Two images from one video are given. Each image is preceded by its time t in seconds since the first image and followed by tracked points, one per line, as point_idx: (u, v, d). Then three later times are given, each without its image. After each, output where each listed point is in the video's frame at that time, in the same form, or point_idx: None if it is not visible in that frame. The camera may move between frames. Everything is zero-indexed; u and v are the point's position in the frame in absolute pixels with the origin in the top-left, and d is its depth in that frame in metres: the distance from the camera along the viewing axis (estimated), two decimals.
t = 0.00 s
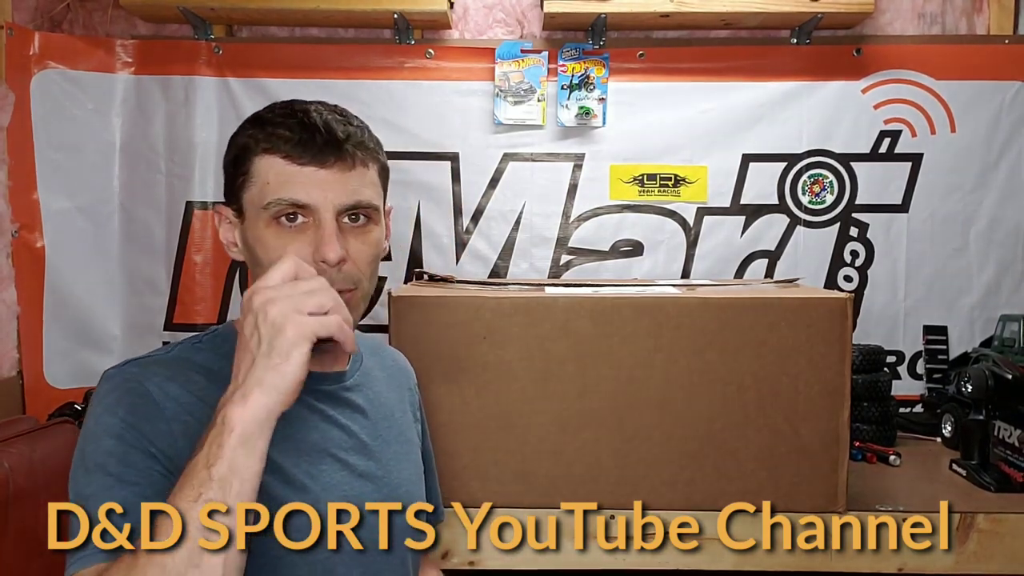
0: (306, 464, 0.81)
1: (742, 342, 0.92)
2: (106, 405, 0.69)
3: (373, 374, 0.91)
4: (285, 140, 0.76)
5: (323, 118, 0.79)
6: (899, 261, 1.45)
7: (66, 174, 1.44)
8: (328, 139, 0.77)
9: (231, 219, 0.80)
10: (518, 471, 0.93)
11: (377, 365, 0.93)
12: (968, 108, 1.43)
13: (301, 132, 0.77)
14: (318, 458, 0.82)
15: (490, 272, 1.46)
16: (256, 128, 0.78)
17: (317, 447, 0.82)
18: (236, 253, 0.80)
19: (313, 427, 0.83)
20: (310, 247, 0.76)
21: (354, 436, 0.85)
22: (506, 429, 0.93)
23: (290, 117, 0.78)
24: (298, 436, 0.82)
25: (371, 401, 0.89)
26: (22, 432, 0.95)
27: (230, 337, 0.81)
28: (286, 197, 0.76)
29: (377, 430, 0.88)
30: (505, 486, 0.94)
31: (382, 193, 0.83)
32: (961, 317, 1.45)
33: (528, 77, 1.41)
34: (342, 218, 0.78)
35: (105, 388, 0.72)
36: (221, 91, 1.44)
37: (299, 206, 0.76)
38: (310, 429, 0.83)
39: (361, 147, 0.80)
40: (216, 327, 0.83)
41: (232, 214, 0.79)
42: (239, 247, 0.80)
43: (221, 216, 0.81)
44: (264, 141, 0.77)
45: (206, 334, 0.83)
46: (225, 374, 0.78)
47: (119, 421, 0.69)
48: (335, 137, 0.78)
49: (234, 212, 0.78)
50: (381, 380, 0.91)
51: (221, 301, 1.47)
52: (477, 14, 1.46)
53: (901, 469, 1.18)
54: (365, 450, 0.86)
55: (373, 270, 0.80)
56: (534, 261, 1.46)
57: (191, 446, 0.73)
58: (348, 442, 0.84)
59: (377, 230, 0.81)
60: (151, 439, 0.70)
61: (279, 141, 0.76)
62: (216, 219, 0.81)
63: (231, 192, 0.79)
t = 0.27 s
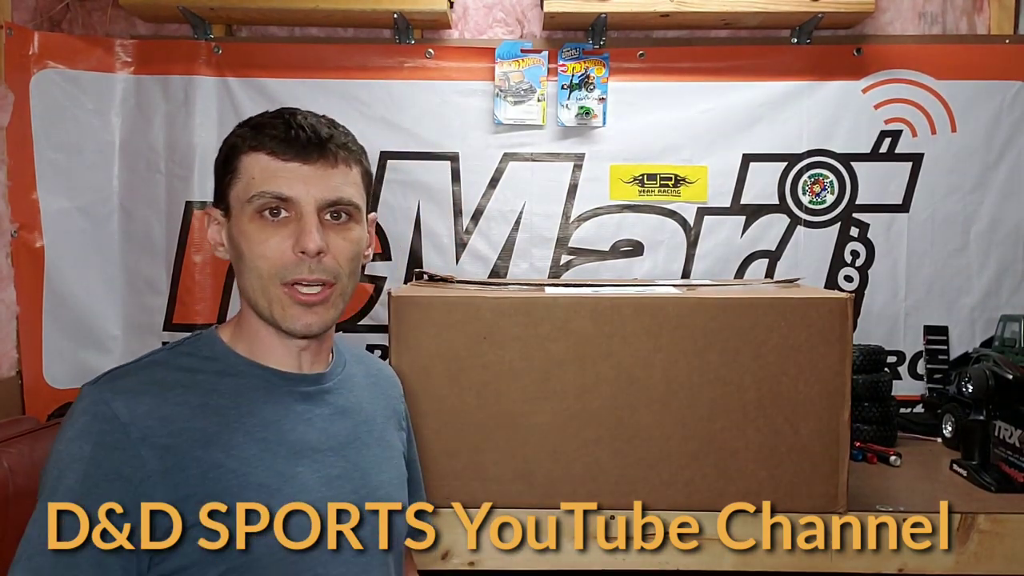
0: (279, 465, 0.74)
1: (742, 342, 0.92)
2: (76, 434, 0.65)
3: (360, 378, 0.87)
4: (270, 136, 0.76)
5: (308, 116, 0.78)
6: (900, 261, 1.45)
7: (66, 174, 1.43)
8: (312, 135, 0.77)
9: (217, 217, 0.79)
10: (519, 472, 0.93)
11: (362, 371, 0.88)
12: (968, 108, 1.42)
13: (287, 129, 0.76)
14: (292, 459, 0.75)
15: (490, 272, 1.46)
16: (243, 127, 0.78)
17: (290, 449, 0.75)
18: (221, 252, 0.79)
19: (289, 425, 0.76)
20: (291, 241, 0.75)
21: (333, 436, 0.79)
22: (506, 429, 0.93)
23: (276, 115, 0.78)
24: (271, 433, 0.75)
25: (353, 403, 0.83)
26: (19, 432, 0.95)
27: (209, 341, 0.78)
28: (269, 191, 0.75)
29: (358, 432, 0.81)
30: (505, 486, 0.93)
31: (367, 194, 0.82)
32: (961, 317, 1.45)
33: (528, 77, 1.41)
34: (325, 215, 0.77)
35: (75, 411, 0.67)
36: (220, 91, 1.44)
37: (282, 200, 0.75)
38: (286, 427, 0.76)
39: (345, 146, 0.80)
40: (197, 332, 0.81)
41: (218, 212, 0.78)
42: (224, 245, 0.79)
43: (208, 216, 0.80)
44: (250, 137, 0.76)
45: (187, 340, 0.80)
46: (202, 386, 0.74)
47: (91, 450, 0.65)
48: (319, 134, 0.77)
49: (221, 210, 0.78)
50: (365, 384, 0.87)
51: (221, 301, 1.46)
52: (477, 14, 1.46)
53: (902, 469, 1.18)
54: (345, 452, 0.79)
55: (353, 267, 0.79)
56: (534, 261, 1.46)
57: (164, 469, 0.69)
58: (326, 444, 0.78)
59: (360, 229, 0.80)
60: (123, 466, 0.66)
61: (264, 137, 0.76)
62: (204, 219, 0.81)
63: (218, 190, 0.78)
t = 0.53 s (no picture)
0: (255, 470, 0.73)
1: (742, 341, 0.92)
2: (50, 437, 0.65)
3: (346, 381, 0.86)
4: (264, 144, 0.76)
5: (302, 125, 0.78)
6: (900, 261, 1.45)
7: (66, 174, 1.43)
8: (306, 144, 0.77)
9: (205, 222, 0.78)
10: (518, 472, 0.93)
11: (349, 375, 0.87)
12: (968, 108, 1.42)
13: (280, 136, 0.76)
14: (270, 464, 0.74)
15: (489, 272, 1.46)
16: (234, 133, 0.77)
17: (268, 454, 0.74)
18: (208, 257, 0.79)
19: (268, 431, 0.75)
20: (283, 248, 0.74)
21: (313, 441, 0.77)
22: (506, 429, 0.93)
23: (270, 123, 0.78)
24: (249, 438, 0.74)
25: (337, 407, 0.82)
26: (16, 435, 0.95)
27: (192, 345, 0.78)
28: (262, 198, 0.75)
29: (340, 437, 0.80)
30: (505, 487, 0.93)
31: (355, 202, 0.83)
32: (962, 317, 1.45)
33: (528, 77, 1.41)
34: (316, 223, 0.77)
35: (51, 413, 0.67)
36: (220, 91, 1.44)
37: (275, 208, 0.75)
38: (264, 432, 0.75)
39: (337, 155, 0.80)
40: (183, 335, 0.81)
41: (208, 216, 0.77)
42: (212, 249, 0.78)
43: (195, 220, 0.79)
44: (243, 143, 0.76)
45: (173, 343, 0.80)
46: (181, 389, 0.74)
47: (63, 453, 0.65)
48: (313, 142, 0.77)
49: (209, 215, 0.77)
50: (350, 388, 0.85)
51: (220, 301, 1.47)
52: (477, 14, 1.46)
53: (902, 469, 1.18)
54: (325, 457, 0.78)
55: (342, 274, 0.79)
56: (535, 261, 1.46)
57: (136, 474, 0.68)
58: (306, 449, 0.77)
59: (348, 237, 0.81)
60: (95, 471, 0.66)
61: (258, 144, 0.76)
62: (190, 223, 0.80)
63: (207, 194, 0.77)
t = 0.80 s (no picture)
0: (253, 462, 0.74)
1: (742, 341, 0.92)
2: (44, 445, 0.65)
3: (328, 372, 0.89)
4: (259, 142, 0.76)
5: (294, 122, 0.79)
6: (900, 261, 1.45)
7: (66, 174, 1.43)
8: (301, 142, 0.77)
9: (192, 217, 0.77)
10: (518, 472, 0.93)
11: (329, 365, 0.91)
12: (968, 108, 1.42)
13: (274, 134, 0.76)
14: (266, 455, 0.75)
15: (489, 272, 1.46)
16: (223, 128, 0.77)
17: (264, 445, 0.75)
18: (195, 253, 0.78)
19: (261, 422, 0.76)
20: (281, 246, 0.75)
21: (305, 430, 0.79)
22: (506, 429, 0.93)
23: (262, 119, 0.78)
24: (241, 432, 0.75)
25: (323, 397, 0.84)
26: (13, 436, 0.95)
27: (177, 343, 0.78)
28: (259, 196, 0.75)
29: (329, 425, 0.82)
30: (505, 487, 0.93)
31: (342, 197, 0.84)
32: (962, 317, 1.45)
33: (528, 77, 1.41)
34: (310, 219, 0.78)
35: (42, 421, 0.66)
36: (220, 91, 1.44)
37: (271, 205, 0.75)
38: (257, 424, 0.76)
39: (327, 152, 0.81)
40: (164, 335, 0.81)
41: (196, 212, 0.77)
42: (200, 246, 0.77)
43: (180, 216, 0.78)
44: (236, 140, 0.76)
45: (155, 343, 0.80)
46: (172, 388, 0.74)
47: (60, 460, 0.65)
48: (306, 140, 0.78)
49: (197, 211, 0.76)
50: (331, 378, 0.88)
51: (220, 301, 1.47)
52: (477, 14, 1.46)
53: (902, 469, 1.18)
54: (319, 445, 0.80)
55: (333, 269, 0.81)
56: (534, 261, 1.46)
57: (137, 475, 0.68)
58: (299, 438, 0.78)
59: (338, 232, 0.82)
60: (95, 474, 0.66)
61: (252, 142, 0.76)
62: (173, 217, 0.78)
63: (195, 190, 0.76)
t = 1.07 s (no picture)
0: (256, 466, 0.75)
1: (742, 342, 0.92)
2: (50, 455, 0.64)
3: (312, 374, 0.90)
4: (263, 147, 0.75)
5: (299, 128, 0.78)
6: (900, 261, 1.45)
7: (66, 174, 1.43)
8: (306, 149, 0.77)
9: (191, 219, 0.76)
10: (518, 472, 0.93)
11: (312, 367, 0.92)
12: (968, 108, 1.42)
13: (279, 139, 0.76)
14: (267, 458, 0.76)
15: (489, 272, 1.46)
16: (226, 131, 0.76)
17: (265, 449, 0.76)
18: (193, 256, 0.77)
19: (259, 426, 0.77)
20: (284, 252, 0.75)
21: (300, 433, 0.81)
22: (506, 430, 0.93)
23: (266, 124, 0.77)
24: (241, 436, 0.75)
25: (312, 400, 0.86)
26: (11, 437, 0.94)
27: (169, 347, 0.77)
28: (263, 202, 0.74)
29: (321, 427, 0.84)
30: (505, 487, 0.93)
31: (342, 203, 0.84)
32: (961, 317, 1.45)
33: (528, 77, 1.41)
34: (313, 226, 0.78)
35: (44, 431, 0.66)
36: (220, 91, 1.44)
37: (275, 211, 0.75)
38: (256, 428, 0.77)
39: (330, 159, 0.81)
40: (153, 340, 0.80)
41: (196, 215, 0.76)
42: (198, 249, 0.76)
43: (178, 217, 0.77)
44: (241, 145, 0.75)
45: (144, 349, 0.79)
46: (172, 394, 0.74)
47: (68, 469, 0.64)
48: (311, 147, 0.78)
49: (197, 214, 0.75)
50: (315, 380, 0.90)
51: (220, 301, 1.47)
52: (477, 14, 1.46)
53: (902, 469, 1.18)
54: (313, 447, 0.81)
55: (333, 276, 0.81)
56: (534, 261, 1.46)
57: (146, 482, 0.69)
58: (295, 440, 0.80)
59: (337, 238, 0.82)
60: (104, 483, 0.66)
61: (257, 147, 0.75)
62: (170, 219, 0.77)
63: (196, 193, 0.75)
